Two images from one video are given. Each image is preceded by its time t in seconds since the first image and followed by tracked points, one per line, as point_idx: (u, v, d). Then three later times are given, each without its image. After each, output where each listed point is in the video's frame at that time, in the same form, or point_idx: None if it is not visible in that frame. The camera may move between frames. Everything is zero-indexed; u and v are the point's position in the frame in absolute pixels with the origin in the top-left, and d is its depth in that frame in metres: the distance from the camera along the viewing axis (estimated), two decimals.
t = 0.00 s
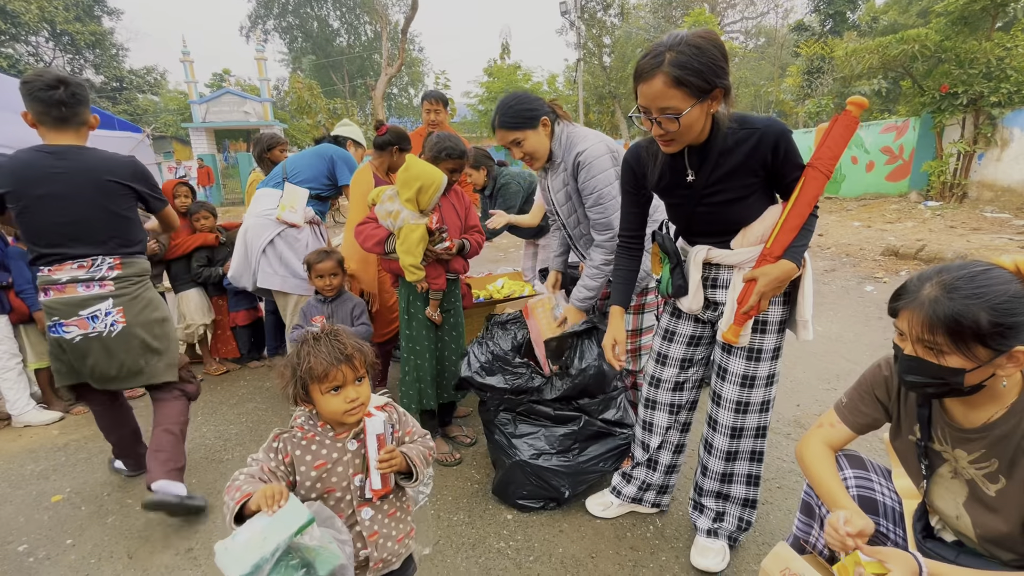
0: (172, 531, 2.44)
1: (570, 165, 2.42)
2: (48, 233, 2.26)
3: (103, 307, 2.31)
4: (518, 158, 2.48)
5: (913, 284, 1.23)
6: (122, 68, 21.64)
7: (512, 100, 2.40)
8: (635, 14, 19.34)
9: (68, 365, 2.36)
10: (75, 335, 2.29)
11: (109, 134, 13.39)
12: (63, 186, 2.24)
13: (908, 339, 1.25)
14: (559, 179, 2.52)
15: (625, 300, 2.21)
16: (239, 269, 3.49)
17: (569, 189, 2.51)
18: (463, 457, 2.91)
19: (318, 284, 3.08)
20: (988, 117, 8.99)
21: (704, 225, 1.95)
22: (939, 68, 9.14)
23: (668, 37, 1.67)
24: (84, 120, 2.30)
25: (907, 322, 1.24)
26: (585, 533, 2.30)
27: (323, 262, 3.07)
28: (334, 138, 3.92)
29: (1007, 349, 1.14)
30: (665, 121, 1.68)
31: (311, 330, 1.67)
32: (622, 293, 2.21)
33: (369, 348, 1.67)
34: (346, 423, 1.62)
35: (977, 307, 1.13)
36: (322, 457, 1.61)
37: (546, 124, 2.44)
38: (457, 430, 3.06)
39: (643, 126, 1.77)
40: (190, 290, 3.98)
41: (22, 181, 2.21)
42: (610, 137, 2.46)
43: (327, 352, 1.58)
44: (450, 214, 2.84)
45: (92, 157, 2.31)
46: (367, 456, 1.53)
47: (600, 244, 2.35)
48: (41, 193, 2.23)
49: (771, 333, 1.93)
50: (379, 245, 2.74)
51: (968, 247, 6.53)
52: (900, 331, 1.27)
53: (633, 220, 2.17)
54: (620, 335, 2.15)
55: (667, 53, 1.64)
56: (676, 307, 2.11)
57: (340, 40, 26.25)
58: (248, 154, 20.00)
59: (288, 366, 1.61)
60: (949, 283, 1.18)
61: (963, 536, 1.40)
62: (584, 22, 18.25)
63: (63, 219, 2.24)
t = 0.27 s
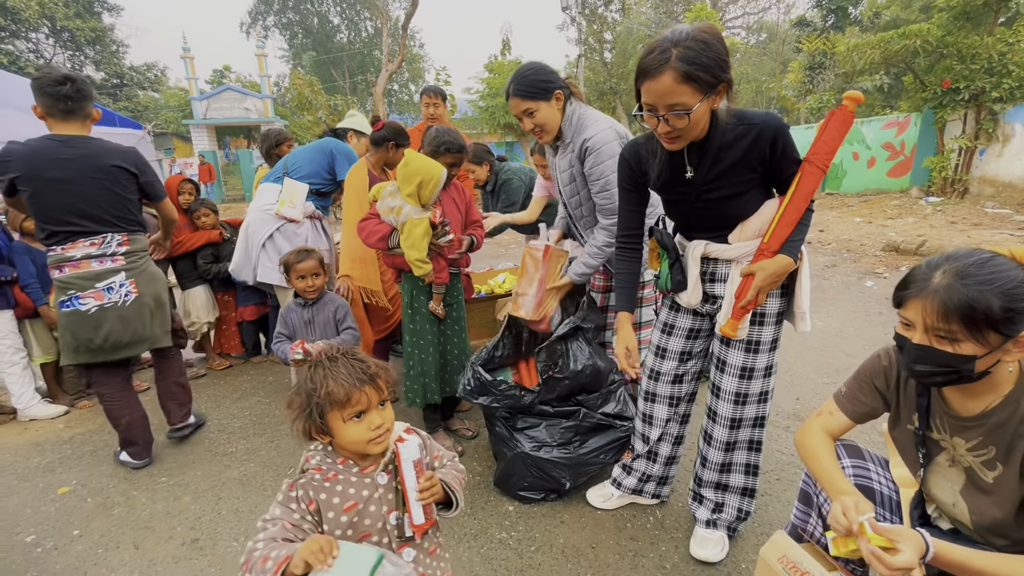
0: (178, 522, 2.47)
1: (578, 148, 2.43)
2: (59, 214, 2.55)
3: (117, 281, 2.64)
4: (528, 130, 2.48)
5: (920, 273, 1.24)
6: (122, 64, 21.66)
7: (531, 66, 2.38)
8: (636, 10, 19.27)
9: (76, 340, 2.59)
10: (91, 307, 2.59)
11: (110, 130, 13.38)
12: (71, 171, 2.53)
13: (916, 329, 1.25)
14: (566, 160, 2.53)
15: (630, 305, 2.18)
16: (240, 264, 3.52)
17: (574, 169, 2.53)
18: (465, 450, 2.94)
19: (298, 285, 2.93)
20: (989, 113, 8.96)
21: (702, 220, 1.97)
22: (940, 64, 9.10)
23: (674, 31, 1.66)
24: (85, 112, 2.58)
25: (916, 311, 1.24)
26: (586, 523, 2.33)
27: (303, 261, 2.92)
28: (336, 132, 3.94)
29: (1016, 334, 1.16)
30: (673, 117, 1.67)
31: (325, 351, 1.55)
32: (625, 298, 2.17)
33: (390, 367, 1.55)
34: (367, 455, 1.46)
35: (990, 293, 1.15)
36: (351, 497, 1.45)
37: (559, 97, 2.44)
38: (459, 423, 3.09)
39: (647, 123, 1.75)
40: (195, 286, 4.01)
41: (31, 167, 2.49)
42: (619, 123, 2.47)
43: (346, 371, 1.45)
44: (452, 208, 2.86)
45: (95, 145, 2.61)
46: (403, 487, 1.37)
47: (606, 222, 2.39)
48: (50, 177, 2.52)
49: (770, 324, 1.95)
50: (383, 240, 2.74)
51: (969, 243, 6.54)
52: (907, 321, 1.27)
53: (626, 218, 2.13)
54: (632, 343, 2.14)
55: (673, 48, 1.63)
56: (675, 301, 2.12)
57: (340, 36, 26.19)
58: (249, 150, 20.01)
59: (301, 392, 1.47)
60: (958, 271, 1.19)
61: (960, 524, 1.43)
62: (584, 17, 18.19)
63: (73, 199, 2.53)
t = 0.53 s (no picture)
0: (183, 517, 2.50)
1: (583, 142, 2.45)
2: (90, 211, 2.95)
3: (139, 272, 3.05)
4: (534, 121, 2.52)
5: (924, 266, 1.25)
6: (122, 64, 21.67)
7: (538, 60, 2.41)
8: (636, 9, 19.26)
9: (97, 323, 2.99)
10: (115, 295, 2.98)
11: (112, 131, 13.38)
12: (102, 174, 2.94)
13: (922, 321, 1.27)
14: (571, 153, 2.56)
15: (644, 311, 2.07)
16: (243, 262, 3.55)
17: (578, 163, 2.55)
18: (468, 445, 2.97)
19: (279, 295, 2.31)
20: (989, 111, 8.97)
21: (703, 218, 1.98)
22: (940, 62, 9.10)
23: (687, 29, 1.64)
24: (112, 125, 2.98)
25: (922, 303, 1.26)
26: (588, 518, 2.35)
27: (287, 269, 2.28)
28: (339, 129, 3.96)
29: (1018, 323, 1.19)
30: (689, 117, 1.65)
31: (364, 374, 1.38)
32: (638, 304, 2.06)
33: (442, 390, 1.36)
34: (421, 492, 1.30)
35: (995, 284, 1.17)
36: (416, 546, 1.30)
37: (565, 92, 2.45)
38: (461, 419, 3.12)
39: (660, 124, 1.72)
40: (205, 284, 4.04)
41: (67, 170, 2.90)
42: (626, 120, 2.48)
43: (399, 399, 1.27)
44: (455, 206, 2.89)
45: (122, 153, 3.03)
46: (475, 527, 1.30)
47: (601, 214, 2.44)
48: (83, 179, 2.92)
49: (769, 320, 1.97)
50: (388, 238, 2.77)
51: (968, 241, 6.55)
52: (912, 314, 1.29)
53: (631, 220, 2.05)
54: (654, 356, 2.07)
55: (687, 47, 1.61)
56: (675, 297, 2.14)
57: (340, 36, 26.19)
58: (249, 150, 20.02)
59: (345, 424, 1.29)
60: (961, 263, 1.21)
61: (956, 514, 1.45)
62: (584, 17, 18.18)
63: (103, 199, 2.94)
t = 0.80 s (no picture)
0: (174, 523, 2.47)
1: (578, 143, 2.43)
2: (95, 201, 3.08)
3: (140, 261, 3.21)
4: (527, 123, 2.54)
5: (926, 272, 1.23)
6: (119, 65, 21.63)
7: (534, 63, 2.40)
8: (633, 11, 19.33)
9: (102, 310, 3.16)
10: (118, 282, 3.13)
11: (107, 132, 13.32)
12: (106, 167, 3.09)
13: (928, 328, 1.23)
14: (567, 155, 2.54)
15: (637, 314, 2.06)
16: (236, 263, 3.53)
17: (575, 164, 2.53)
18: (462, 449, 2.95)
19: (241, 311, 2.18)
20: (984, 113, 9.01)
21: (700, 221, 1.97)
22: (936, 64, 9.12)
23: (696, 29, 1.61)
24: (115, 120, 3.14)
25: (928, 310, 1.23)
26: (583, 523, 2.33)
27: (248, 283, 2.12)
28: (334, 130, 3.94)
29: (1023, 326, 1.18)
30: (699, 116, 1.62)
31: (465, 411, 1.28)
32: (632, 306, 2.05)
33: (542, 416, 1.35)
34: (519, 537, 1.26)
35: (1003, 287, 1.16)
36: None
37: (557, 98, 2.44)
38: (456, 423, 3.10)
39: (667, 124, 1.68)
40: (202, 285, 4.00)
41: (75, 163, 3.03)
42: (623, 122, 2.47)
43: (517, 436, 1.23)
44: (450, 209, 2.89)
45: (123, 148, 3.21)
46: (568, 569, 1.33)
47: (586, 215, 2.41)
48: (88, 170, 3.06)
49: (765, 322, 1.96)
50: (383, 241, 2.74)
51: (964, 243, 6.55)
52: (917, 321, 1.25)
53: (625, 222, 2.02)
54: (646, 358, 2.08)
55: (697, 45, 1.58)
56: (669, 301, 2.12)
57: (337, 37, 26.17)
58: (246, 151, 19.98)
59: (464, 472, 1.17)
60: (965, 268, 1.19)
61: (952, 519, 1.44)
62: (581, 19, 18.21)
63: (110, 190, 3.10)
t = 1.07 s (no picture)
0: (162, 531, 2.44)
1: (570, 148, 2.42)
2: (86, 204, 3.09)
3: (133, 262, 3.15)
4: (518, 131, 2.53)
5: (924, 282, 1.21)
6: (116, 69, 21.56)
7: (527, 70, 2.38)
8: (630, 16, 19.39)
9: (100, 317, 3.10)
10: (114, 285, 3.04)
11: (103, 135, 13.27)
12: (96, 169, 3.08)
13: (929, 339, 1.21)
14: (559, 161, 2.53)
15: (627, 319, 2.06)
16: (229, 266, 3.54)
17: (566, 171, 2.52)
18: (456, 455, 2.92)
19: (236, 330, 2.05)
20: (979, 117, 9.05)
21: (693, 226, 1.95)
22: (931, 68, 9.16)
23: (702, 32, 1.56)
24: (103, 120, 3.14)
25: (928, 321, 1.20)
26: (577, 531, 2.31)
27: (238, 301, 2.01)
28: (330, 133, 3.92)
29: None
30: (706, 121, 1.58)
31: (564, 439, 1.21)
32: (623, 311, 2.03)
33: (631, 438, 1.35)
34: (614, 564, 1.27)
35: (1004, 297, 1.14)
36: None
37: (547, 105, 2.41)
38: (450, 429, 3.07)
39: (672, 129, 1.62)
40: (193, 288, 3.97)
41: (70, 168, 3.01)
42: (615, 130, 2.46)
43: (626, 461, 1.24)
44: (444, 215, 2.88)
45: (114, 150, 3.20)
46: None
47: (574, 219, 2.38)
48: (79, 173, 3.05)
49: (759, 327, 1.94)
50: (371, 242, 2.75)
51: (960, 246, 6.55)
52: (916, 333, 1.23)
53: (618, 228, 1.99)
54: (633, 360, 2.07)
55: (704, 48, 1.53)
56: (662, 306, 2.10)
57: (335, 41, 26.20)
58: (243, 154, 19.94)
59: (585, 503, 1.13)
60: (964, 278, 1.18)
61: (949, 528, 1.42)
62: (578, 23, 18.26)
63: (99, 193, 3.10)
